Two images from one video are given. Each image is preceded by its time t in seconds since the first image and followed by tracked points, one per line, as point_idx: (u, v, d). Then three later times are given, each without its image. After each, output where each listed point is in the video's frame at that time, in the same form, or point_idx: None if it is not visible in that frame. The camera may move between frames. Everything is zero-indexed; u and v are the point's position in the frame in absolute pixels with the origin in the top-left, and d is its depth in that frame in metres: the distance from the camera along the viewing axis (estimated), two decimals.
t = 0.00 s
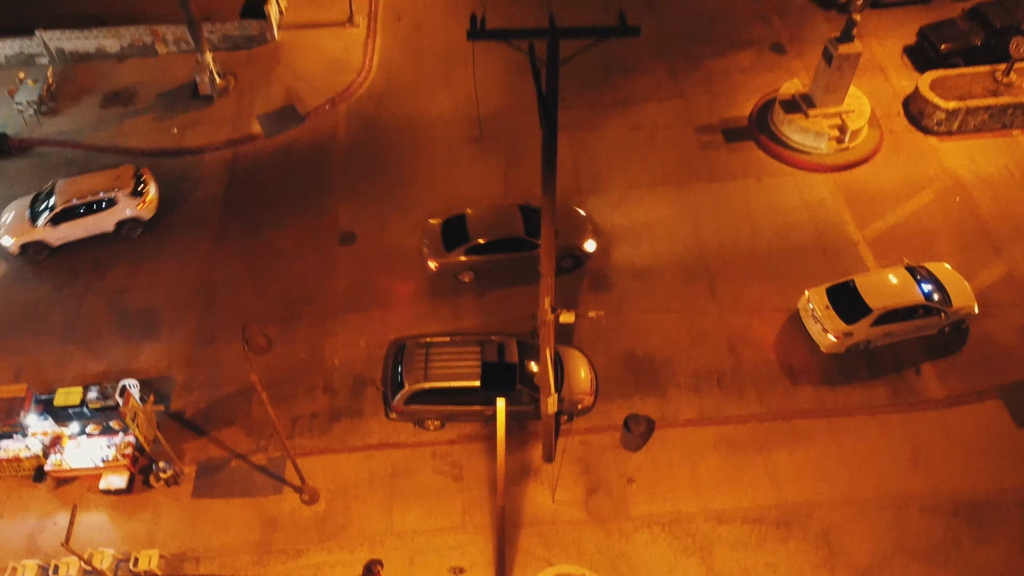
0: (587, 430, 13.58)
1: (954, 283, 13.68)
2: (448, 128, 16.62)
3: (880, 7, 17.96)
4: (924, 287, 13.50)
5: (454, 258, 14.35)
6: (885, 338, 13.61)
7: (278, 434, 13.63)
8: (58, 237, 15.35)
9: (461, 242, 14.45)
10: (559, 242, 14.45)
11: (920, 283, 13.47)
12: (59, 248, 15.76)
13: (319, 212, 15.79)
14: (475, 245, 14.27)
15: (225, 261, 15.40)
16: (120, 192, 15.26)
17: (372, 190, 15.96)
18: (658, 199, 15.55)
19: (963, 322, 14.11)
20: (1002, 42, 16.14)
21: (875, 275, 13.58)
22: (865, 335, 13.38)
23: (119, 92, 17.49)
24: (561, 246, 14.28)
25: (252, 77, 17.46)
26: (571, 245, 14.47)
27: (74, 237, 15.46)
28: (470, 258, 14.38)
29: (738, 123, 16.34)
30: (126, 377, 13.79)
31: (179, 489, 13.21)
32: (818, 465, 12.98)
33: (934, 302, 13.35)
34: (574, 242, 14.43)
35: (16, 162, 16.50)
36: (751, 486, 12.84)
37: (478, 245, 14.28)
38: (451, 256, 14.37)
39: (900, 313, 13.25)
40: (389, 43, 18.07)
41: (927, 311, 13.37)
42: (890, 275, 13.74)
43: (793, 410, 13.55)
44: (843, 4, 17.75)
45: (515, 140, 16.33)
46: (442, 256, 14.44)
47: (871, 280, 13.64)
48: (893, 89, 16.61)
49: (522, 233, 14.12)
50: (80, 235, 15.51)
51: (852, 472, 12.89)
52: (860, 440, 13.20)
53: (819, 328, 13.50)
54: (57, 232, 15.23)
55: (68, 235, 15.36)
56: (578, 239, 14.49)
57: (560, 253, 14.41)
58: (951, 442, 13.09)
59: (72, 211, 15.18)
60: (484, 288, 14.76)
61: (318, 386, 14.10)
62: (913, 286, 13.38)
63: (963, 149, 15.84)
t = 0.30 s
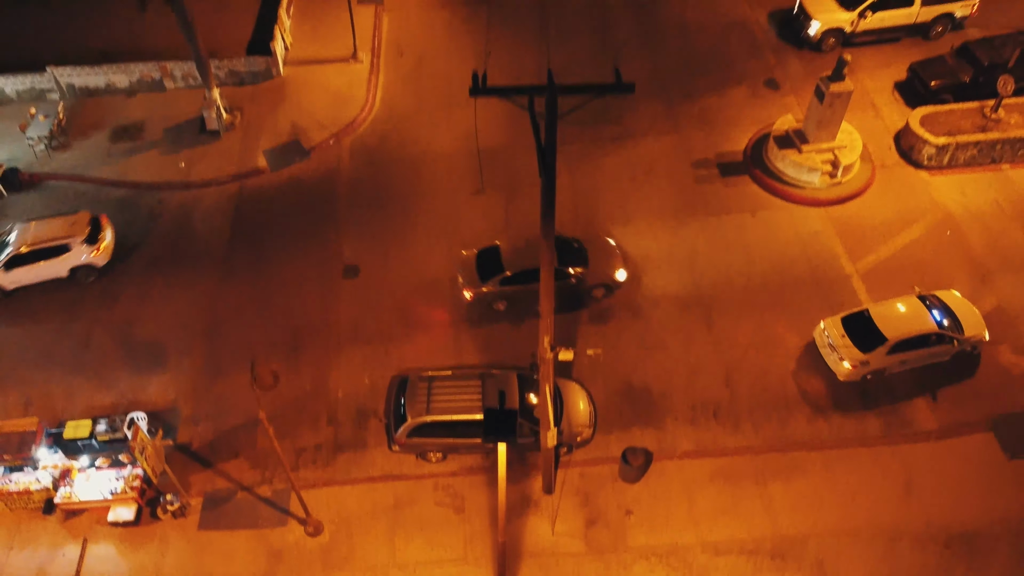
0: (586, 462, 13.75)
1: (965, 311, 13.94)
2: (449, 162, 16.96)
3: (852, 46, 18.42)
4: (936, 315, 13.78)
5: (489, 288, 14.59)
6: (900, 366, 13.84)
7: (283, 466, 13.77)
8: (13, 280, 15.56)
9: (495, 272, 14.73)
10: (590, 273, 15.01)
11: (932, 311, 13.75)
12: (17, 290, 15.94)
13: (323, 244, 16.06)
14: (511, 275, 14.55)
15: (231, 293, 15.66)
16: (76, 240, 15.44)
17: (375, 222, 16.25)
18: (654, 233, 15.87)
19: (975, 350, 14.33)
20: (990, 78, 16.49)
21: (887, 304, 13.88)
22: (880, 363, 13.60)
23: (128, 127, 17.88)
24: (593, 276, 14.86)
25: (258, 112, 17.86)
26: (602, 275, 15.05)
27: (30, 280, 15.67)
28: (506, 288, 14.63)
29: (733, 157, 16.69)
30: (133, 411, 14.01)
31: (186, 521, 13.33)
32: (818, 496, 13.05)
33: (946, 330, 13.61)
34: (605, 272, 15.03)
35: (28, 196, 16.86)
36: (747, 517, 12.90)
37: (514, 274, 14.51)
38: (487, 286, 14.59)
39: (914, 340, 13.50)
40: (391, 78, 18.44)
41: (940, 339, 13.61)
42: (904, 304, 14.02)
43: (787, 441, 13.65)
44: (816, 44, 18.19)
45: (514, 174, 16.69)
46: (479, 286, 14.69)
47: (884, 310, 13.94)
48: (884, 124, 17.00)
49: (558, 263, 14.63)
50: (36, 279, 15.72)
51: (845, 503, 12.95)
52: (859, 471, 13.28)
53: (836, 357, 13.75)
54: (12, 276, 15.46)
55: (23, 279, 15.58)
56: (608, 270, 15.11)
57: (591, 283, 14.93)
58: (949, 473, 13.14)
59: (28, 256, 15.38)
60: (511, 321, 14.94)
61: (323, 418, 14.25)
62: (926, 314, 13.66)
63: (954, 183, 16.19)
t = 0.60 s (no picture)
0: (585, 494, 13.74)
1: (978, 338, 14.09)
2: (451, 197, 17.30)
3: (826, 84, 18.61)
4: (949, 343, 13.98)
5: (519, 317, 14.65)
6: (916, 394, 14.05)
7: (286, 499, 13.79)
8: None
9: (525, 301, 14.82)
10: (615, 303, 15.14)
11: (945, 339, 13.95)
12: None
13: (326, 278, 16.33)
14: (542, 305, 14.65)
15: (236, 326, 15.89)
16: (25, 286, 15.52)
17: (379, 256, 16.55)
18: (652, 267, 16.12)
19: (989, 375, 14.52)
20: (979, 115, 16.90)
21: (901, 333, 14.08)
22: (896, 392, 13.81)
23: (135, 161, 18.27)
24: (620, 307, 15.00)
25: (263, 146, 18.22)
26: (627, 306, 15.18)
27: None
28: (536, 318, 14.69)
29: (728, 192, 17.03)
30: (141, 444, 14.17)
31: (191, 553, 13.34)
32: (822, 529, 13.02)
33: (960, 358, 13.79)
34: (630, 303, 15.15)
35: (38, 230, 17.21)
36: (745, 550, 12.86)
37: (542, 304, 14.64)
38: (516, 316, 14.63)
39: (928, 370, 13.69)
40: (394, 113, 18.84)
41: (954, 367, 13.79)
42: (919, 332, 14.22)
43: (785, 473, 13.68)
44: (790, 82, 18.34)
45: (514, 210, 17.03)
46: (507, 315, 14.74)
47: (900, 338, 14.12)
48: (877, 159, 17.35)
49: (586, 294, 14.74)
50: None
51: (840, 537, 12.91)
52: (861, 503, 13.29)
53: (853, 386, 13.97)
54: None
55: None
56: (634, 300, 15.20)
57: (616, 313, 15.08)
58: (947, 505, 13.16)
59: None
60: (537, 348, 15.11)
61: (326, 451, 14.30)
62: (939, 343, 13.85)
63: (945, 218, 16.50)
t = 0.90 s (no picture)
0: (585, 525, 13.83)
1: (993, 364, 14.38)
2: (453, 230, 17.65)
3: (804, 120, 18.97)
4: (966, 369, 14.20)
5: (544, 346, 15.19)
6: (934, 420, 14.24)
7: (291, 531, 13.82)
8: None
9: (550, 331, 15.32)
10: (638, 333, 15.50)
11: (961, 365, 14.18)
12: None
13: (331, 311, 16.62)
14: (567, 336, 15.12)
15: (243, 359, 16.12)
16: None
17: (382, 289, 16.86)
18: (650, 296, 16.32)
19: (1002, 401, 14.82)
20: (970, 149, 17.22)
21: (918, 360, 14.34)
22: (916, 418, 13.99)
23: (143, 194, 18.63)
24: (643, 337, 15.36)
25: (268, 180, 18.59)
26: (649, 335, 15.55)
27: None
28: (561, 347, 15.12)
29: (724, 225, 17.35)
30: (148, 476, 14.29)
31: None
32: (823, 560, 13.14)
33: (977, 384, 14.04)
34: (652, 333, 15.51)
35: (47, 263, 17.59)
36: None
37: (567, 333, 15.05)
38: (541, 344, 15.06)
39: (947, 395, 13.92)
40: (396, 146, 19.22)
41: (971, 393, 14.03)
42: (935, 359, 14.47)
43: (781, 505, 13.82)
44: (769, 118, 18.69)
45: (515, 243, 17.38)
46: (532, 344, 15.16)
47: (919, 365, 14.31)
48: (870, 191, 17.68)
49: (609, 325, 15.13)
50: None
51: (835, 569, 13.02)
52: (860, 535, 13.40)
53: (873, 412, 14.13)
54: None
55: None
56: (656, 330, 15.56)
57: (638, 343, 15.45)
58: (941, 538, 13.30)
59: None
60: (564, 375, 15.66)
61: (330, 483, 14.43)
62: (956, 369, 14.12)
63: (938, 250, 16.83)
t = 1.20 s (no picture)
0: (584, 558, 13.79)
1: (1009, 390, 14.61)
2: (454, 263, 17.94)
3: (783, 155, 19.31)
4: (983, 395, 14.42)
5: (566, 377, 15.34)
6: (954, 445, 14.40)
7: (294, 563, 13.74)
8: None
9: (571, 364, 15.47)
10: (655, 363, 15.63)
11: (978, 391, 14.41)
12: None
13: (334, 342, 16.82)
14: (587, 368, 15.28)
15: (247, 390, 16.22)
16: None
17: (385, 322, 17.10)
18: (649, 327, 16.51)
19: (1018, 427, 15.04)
20: (960, 183, 17.59)
21: (936, 386, 14.57)
22: (937, 443, 14.13)
23: (150, 227, 18.97)
24: (660, 367, 15.48)
25: (273, 213, 18.94)
26: (666, 366, 15.64)
27: None
28: (581, 378, 15.29)
29: (721, 258, 17.64)
30: (156, 509, 14.17)
31: None
32: None
33: (994, 409, 14.26)
34: (670, 363, 15.61)
35: (55, 294, 17.87)
36: None
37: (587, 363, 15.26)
38: (562, 375, 15.20)
39: (966, 420, 14.11)
40: (398, 179, 19.56)
41: (989, 418, 14.23)
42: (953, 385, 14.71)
43: (779, 537, 13.79)
44: (749, 154, 19.01)
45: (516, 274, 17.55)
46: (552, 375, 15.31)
47: (937, 391, 14.52)
48: (864, 225, 18.02)
49: (626, 356, 15.31)
50: None
51: None
52: (861, 567, 13.32)
53: (895, 437, 14.26)
54: None
55: None
56: (674, 360, 15.66)
57: (656, 373, 15.58)
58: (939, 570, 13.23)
59: None
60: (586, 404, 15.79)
61: (333, 515, 14.38)
62: (974, 395, 14.35)
63: (932, 282, 17.14)
